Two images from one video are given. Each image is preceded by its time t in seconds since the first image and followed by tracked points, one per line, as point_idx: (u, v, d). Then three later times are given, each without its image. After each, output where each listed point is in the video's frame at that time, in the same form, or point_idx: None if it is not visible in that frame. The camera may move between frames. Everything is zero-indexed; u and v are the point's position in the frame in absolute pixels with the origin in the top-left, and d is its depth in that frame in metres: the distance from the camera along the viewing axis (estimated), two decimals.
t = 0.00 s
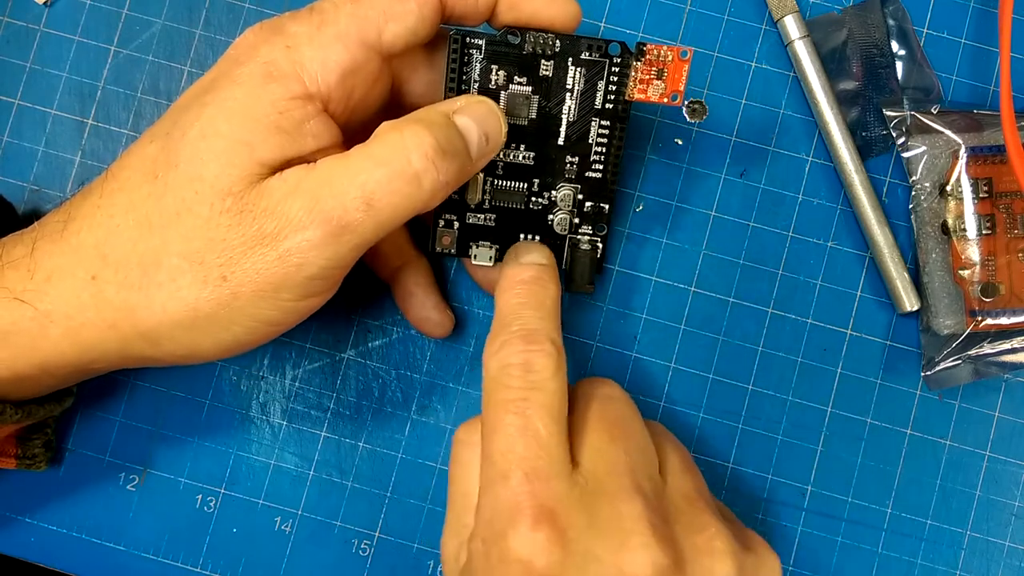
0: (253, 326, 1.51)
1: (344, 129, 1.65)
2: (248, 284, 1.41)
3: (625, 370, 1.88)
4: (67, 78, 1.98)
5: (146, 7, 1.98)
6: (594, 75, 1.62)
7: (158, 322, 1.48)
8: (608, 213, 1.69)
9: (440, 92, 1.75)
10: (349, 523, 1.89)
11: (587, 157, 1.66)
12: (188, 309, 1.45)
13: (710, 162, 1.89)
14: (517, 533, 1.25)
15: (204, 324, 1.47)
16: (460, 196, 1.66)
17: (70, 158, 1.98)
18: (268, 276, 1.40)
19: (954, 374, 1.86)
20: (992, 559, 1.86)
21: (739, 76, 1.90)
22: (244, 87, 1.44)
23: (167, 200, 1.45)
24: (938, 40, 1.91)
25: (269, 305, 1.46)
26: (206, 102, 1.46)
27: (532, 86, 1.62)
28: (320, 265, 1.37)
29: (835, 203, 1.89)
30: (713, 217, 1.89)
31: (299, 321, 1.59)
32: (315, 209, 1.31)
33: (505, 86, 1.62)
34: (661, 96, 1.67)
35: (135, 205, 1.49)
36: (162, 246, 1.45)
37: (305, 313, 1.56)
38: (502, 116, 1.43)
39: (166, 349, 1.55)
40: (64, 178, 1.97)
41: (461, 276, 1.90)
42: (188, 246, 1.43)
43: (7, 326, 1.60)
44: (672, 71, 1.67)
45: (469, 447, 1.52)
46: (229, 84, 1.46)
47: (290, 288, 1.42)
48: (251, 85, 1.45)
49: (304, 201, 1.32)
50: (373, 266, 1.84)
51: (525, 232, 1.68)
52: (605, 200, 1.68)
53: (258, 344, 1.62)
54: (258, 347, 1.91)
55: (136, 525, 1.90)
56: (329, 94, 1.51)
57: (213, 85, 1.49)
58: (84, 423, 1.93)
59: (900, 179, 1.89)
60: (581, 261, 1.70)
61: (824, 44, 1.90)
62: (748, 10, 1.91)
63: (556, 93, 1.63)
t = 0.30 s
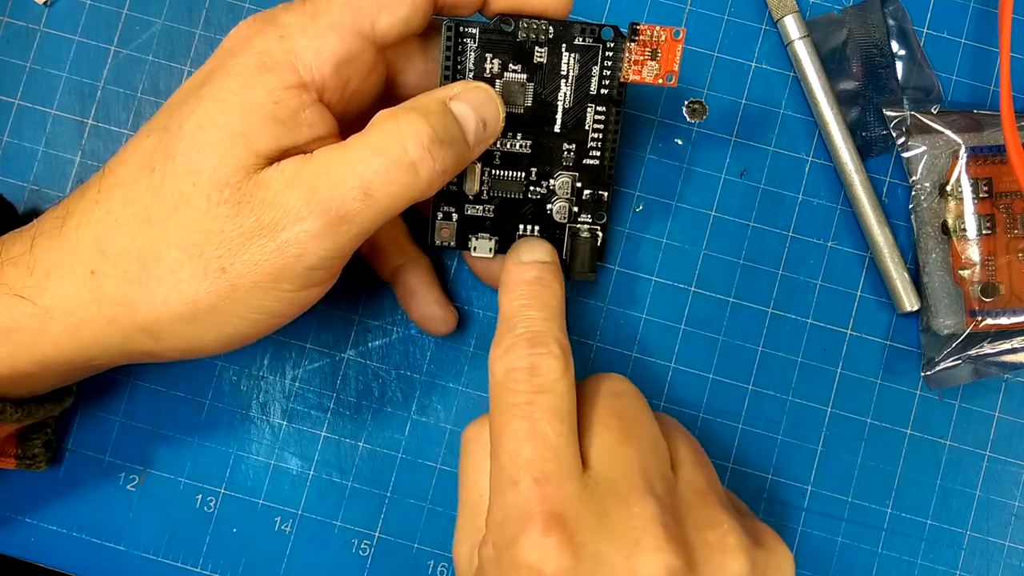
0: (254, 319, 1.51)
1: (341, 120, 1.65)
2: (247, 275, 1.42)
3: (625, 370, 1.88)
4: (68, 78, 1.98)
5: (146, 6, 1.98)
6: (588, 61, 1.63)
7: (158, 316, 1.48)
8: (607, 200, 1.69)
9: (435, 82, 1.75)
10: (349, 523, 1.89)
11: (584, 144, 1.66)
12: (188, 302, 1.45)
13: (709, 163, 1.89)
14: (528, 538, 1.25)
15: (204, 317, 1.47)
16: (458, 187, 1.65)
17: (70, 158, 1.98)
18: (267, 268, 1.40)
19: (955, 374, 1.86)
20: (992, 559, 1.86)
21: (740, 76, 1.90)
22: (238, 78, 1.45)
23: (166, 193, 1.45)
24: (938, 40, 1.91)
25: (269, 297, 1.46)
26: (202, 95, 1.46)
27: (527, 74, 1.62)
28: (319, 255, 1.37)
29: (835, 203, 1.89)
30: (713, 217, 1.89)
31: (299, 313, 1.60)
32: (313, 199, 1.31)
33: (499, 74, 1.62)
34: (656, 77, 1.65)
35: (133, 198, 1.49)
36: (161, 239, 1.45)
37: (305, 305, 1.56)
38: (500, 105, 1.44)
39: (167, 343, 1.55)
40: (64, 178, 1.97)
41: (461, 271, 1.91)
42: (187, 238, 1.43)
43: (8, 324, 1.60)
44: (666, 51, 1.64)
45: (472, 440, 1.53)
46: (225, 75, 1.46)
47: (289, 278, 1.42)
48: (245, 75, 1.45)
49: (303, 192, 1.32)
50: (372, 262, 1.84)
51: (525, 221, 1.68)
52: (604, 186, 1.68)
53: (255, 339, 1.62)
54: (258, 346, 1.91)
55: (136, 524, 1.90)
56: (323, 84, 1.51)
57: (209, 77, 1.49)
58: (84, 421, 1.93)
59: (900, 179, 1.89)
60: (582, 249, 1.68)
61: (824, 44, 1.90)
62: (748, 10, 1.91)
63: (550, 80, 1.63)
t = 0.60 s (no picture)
0: (256, 320, 1.50)
1: (342, 121, 1.65)
2: (249, 276, 1.42)
3: (625, 370, 1.88)
4: (67, 78, 1.98)
5: (146, 7, 1.98)
6: (590, 64, 1.64)
7: (158, 316, 1.48)
8: (607, 203, 1.71)
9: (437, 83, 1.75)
10: (349, 523, 1.89)
11: (585, 147, 1.67)
12: (189, 303, 1.45)
13: (709, 162, 1.89)
14: None
15: (205, 318, 1.47)
16: (458, 189, 1.66)
17: (70, 158, 1.98)
18: (268, 269, 1.40)
19: (954, 374, 1.86)
20: (992, 559, 1.86)
21: (740, 77, 1.90)
22: (240, 79, 1.45)
23: (167, 194, 1.45)
24: (938, 40, 1.91)
25: (270, 297, 1.46)
26: (204, 96, 1.46)
27: (529, 76, 1.62)
28: (320, 256, 1.37)
29: (835, 203, 1.89)
30: (713, 217, 1.89)
31: (300, 314, 1.59)
32: (315, 201, 1.31)
33: (501, 76, 1.62)
34: (657, 80, 1.65)
35: (134, 199, 1.49)
36: (162, 240, 1.45)
37: (306, 306, 1.55)
38: (502, 105, 1.44)
39: (167, 344, 1.54)
40: (64, 178, 1.97)
41: (462, 272, 1.90)
42: (188, 239, 1.43)
43: (8, 325, 1.60)
44: (668, 55, 1.64)
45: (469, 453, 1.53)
46: (226, 76, 1.46)
47: (291, 280, 1.42)
48: (247, 76, 1.45)
49: (304, 194, 1.32)
50: (373, 262, 1.84)
51: (525, 223, 1.70)
52: (604, 189, 1.70)
53: (255, 340, 1.62)
54: (258, 346, 1.91)
55: (136, 525, 1.90)
56: (325, 85, 1.51)
57: (210, 78, 1.49)
58: (84, 422, 1.93)
59: (900, 179, 1.89)
60: (582, 250, 1.71)
61: (824, 44, 1.90)
62: (748, 10, 1.91)
63: (552, 83, 1.63)
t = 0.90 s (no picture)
0: (251, 322, 1.51)
1: (343, 124, 1.65)
2: (245, 277, 1.41)
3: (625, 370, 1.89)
4: (67, 78, 1.98)
5: (146, 6, 1.98)
6: (595, 73, 1.63)
7: (156, 317, 1.48)
8: (607, 214, 1.70)
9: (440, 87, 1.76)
10: (349, 523, 1.89)
11: (586, 157, 1.66)
12: (186, 304, 1.45)
13: (710, 162, 1.89)
14: None
15: (202, 319, 1.47)
16: (458, 194, 1.66)
17: (70, 158, 1.98)
18: (264, 270, 1.40)
19: (955, 374, 1.86)
20: (992, 559, 1.86)
21: (740, 76, 1.90)
22: (242, 82, 1.44)
23: (166, 195, 1.45)
24: (938, 40, 1.91)
25: (268, 300, 1.46)
26: (205, 98, 1.46)
27: (533, 84, 1.62)
28: (315, 257, 1.37)
29: (835, 203, 1.89)
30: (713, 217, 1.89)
31: (298, 316, 1.59)
32: (310, 200, 1.31)
33: (505, 83, 1.62)
34: (662, 92, 1.68)
35: (134, 199, 1.49)
36: (161, 240, 1.45)
37: (305, 307, 1.57)
38: (504, 109, 1.44)
39: (166, 346, 1.55)
40: (64, 178, 1.97)
41: (460, 273, 1.90)
42: (186, 239, 1.43)
43: (9, 325, 1.60)
44: (673, 68, 1.68)
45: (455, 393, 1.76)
46: (228, 78, 1.46)
47: (286, 281, 1.42)
48: (249, 78, 1.45)
49: (301, 193, 1.32)
50: (372, 262, 1.84)
51: (523, 232, 1.69)
52: (604, 200, 1.69)
53: (252, 342, 1.62)
54: (258, 347, 1.91)
55: (136, 524, 1.90)
56: (327, 88, 1.51)
57: (211, 79, 1.49)
58: (84, 422, 1.93)
59: (900, 179, 1.89)
60: (578, 261, 1.70)
61: (824, 43, 1.90)
62: (748, 10, 1.91)
63: (556, 91, 1.63)
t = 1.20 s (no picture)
0: (252, 328, 1.51)
1: (344, 130, 1.65)
2: (247, 285, 1.41)
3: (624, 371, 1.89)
4: (67, 78, 1.98)
5: (146, 6, 1.98)
6: (596, 81, 1.63)
7: (158, 323, 1.48)
8: (607, 220, 1.69)
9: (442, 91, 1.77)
10: (349, 523, 1.89)
11: (587, 164, 1.66)
12: (188, 310, 1.45)
13: (710, 162, 1.89)
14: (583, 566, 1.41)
15: (203, 325, 1.47)
16: (458, 199, 1.66)
17: (70, 158, 1.98)
18: (267, 277, 1.40)
19: (954, 374, 1.86)
20: (992, 559, 1.86)
21: (740, 77, 1.90)
22: (244, 88, 1.44)
23: (168, 202, 1.45)
24: (938, 40, 1.91)
25: (269, 307, 1.46)
26: (207, 104, 1.46)
27: (534, 90, 1.62)
28: (318, 265, 1.37)
29: (835, 203, 1.89)
30: (713, 217, 1.89)
31: (298, 321, 1.59)
32: (313, 207, 1.31)
33: (507, 89, 1.61)
34: (663, 102, 1.65)
35: (136, 205, 1.49)
36: (163, 247, 1.45)
37: (305, 313, 1.55)
38: (504, 114, 1.43)
39: (168, 351, 1.55)
40: (64, 178, 1.97)
41: (461, 277, 1.90)
42: (188, 246, 1.43)
43: (10, 328, 1.60)
44: (675, 77, 1.65)
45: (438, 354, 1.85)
46: (230, 84, 1.46)
47: (287, 288, 1.42)
48: (251, 85, 1.45)
49: (303, 200, 1.32)
50: (373, 266, 1.84)
51: (523, 236, 1.69)
52: (604, 207, 1.68)
53: (252, 348, 1.62)
54: (258, 348, 1.91)
55: (136, 525, 1.90)
56: (329, 95, 1.51)
57: (214, 85, 1.49)
58: (85, 423, 1.93)
59: (900, 179, 1.89)
60: (578, 267, 1.71)
61: (824, 44, 1.90)
62: (749, 10, 1.91)
63: (558, 98, 1.63)
